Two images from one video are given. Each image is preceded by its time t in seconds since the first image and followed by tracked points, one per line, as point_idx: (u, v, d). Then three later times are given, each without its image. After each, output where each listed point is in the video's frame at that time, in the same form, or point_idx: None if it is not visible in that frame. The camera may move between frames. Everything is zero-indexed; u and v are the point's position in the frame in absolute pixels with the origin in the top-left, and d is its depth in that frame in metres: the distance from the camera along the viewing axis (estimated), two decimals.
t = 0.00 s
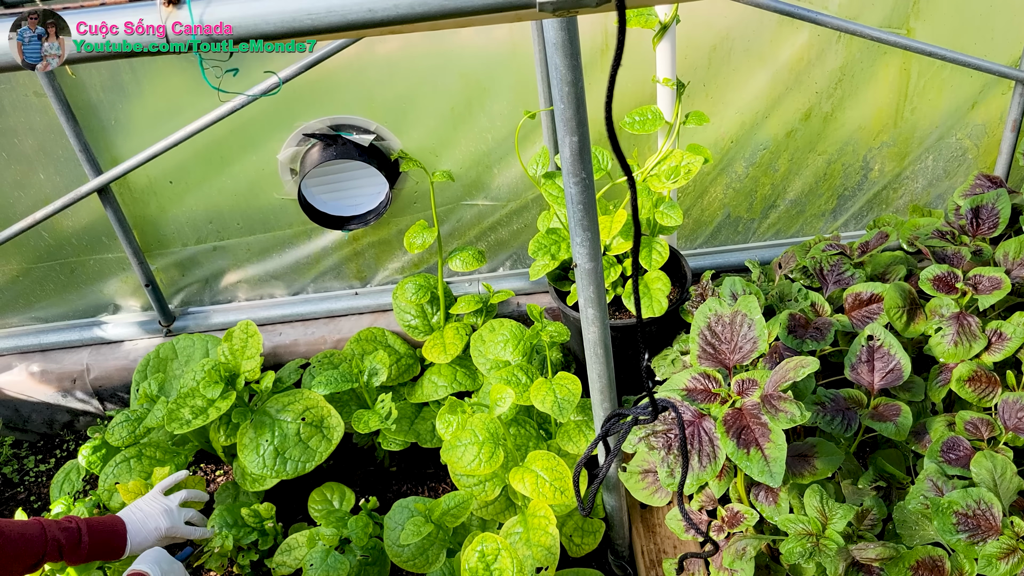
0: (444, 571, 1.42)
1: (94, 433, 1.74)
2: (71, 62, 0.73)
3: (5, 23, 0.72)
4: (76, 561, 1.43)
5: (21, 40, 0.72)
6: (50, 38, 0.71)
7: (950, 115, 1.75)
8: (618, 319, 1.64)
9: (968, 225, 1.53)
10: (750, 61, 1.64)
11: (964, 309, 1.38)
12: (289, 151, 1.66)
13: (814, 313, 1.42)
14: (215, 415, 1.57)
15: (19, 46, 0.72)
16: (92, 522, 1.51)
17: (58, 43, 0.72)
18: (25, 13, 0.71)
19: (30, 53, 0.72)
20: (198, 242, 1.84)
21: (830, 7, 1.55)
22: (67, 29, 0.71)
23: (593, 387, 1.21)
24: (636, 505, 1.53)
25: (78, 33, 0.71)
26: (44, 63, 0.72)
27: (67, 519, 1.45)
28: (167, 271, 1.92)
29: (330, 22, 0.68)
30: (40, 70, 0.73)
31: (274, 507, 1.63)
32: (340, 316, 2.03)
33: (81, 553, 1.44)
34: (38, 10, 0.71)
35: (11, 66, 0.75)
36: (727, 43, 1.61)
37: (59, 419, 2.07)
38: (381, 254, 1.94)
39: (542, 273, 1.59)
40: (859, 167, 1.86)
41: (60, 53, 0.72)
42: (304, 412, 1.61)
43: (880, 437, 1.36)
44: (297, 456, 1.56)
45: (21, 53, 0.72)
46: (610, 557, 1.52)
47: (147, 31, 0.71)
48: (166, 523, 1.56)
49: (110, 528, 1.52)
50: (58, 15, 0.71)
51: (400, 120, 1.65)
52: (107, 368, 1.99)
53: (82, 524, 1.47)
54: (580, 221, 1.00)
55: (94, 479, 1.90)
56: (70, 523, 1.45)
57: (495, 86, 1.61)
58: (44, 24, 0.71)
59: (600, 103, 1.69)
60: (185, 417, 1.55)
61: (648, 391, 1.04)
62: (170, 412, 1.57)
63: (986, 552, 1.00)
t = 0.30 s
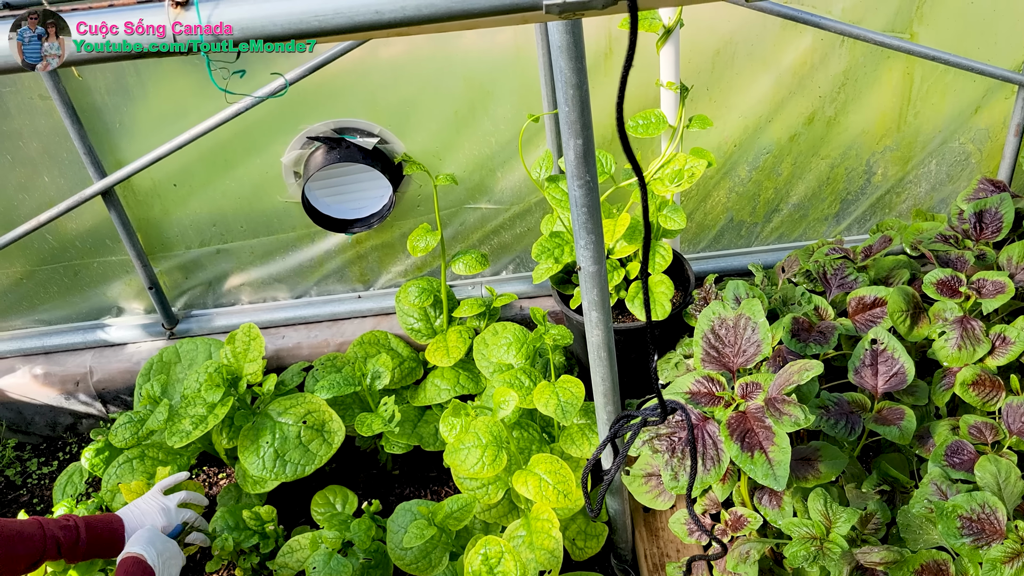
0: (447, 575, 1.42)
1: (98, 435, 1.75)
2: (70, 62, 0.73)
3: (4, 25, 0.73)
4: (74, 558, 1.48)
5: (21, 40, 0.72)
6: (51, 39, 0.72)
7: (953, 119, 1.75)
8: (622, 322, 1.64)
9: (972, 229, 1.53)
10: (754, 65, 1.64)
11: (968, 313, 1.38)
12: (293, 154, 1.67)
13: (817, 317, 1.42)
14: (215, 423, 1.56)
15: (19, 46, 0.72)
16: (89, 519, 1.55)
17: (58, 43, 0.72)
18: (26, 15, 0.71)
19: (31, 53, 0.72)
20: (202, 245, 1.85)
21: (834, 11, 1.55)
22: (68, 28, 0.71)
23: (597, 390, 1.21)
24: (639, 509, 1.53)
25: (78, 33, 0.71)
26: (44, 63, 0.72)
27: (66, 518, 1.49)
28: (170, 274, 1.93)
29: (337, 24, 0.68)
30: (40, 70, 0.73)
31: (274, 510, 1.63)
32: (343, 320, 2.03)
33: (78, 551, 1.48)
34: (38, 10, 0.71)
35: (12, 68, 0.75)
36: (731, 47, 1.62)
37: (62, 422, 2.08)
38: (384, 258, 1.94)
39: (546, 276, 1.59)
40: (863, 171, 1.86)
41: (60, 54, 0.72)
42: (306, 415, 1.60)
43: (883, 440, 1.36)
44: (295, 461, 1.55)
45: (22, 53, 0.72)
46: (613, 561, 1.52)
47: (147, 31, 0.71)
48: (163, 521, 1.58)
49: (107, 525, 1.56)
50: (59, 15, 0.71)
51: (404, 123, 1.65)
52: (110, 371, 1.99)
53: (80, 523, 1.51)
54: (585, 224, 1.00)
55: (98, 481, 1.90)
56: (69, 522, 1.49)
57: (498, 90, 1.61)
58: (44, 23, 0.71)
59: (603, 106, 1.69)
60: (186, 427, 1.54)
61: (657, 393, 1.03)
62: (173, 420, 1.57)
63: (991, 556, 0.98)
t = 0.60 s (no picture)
0: None
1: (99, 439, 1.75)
2: (70, 62, 0.72)
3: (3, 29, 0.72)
4: (75, 561, 1.47)
5: (21, 40, 0.71)
6: (51, 39, 0.71)
7: (957, 125, 1.75)
8: (624, 328, 1.64)
9: (975, 236, 1.53)
10: (757, 71, 1.64)
11: (972, 320, 1.37)
12: (296, 158, 1.67)
13: (820, 323, 1.42)
14: (218, 427, 1.57)
15: (19, 46, 0.71)
16: (93, 524, 1.54)
17: (58, 43, 0.71)
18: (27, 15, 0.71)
19: (31, 53, 0.72)
20: (205, 249, 1.85)
21: (837, 17, 1.56)
22: (68, 29, 0.71)
23: (599, 396, 1.21)
24: (641, 515, 1.53)
25: (79, 33, 0.71)
26: (44, 63, 0.72)
27: (67, 520, 1.49)
28: (173, 277, 1.93)
29: (341, 30, 0.68)
30: (40, 70, 0.73)
31: (277, 513, 1.63)
32: (345, 324, 2.04)
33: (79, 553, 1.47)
34: (38, 10, 0.70)
35: (11, 75, 0.74)
36: (734, 53, 1.62)
37: (64, 425, 2.09)
38: (387, 262, 1.95)
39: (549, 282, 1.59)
40: (866, 177, 1.86)
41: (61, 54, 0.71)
42: (308, 418, 1.61)
43: (886, 448, 1.36)
44: (300, 465, 1.55)
45: (21, 53, 0.72)
46: (615, 567, 1.51)
47: (148, 31, 0.70)
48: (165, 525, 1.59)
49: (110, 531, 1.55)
50: (59, 16, 0.71)
51: (407, 128, 1.66)
52: (112, 374, 1.99)
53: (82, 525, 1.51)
54: (587, 230, 1.00)
55: (100, 486, 1.90)
56: (70, 524, 1.49)
57: (501, 95, 1.62)
58: (44, 23, 0.71)
59: (607, 112, 1.69)
60: (187, 432, 1.54)
61: (660, 400, 1.02)
62: (174, 425, 1.57)
63: (994, 564, 0.98)
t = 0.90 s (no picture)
0: None
1: (98, 441, 1.76)
2: (69, 62, 0.72)
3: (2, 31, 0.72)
4: (75, 548, 1.45)
5: (21, 40, 0.71)
6: (51, 39, 0.71)
7: (956, 132, 1.75)
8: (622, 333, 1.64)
9: (974, 242, 1.53)
10: (757, 77, 1.65)
11: (969, 327, 1.38)
12: (297, 162, 1.68)
13: (818, 329, 1.42)
14: (213, 429, 1.56)
15: (18, 46, 0.71)
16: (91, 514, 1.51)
17: (58, 43, 0.71)
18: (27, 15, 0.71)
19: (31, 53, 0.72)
20: (205, 252, 1.86)
21: (836, 24, 1.56)
22: (68, 29, 0.71)
23: (597, 401, 1.21)
24: (638, 520, 1.53)
25: (79, 33, 0.71)
26: (44, 63, 0.72)
27: (60, 508, 1.46)
28: (173, 280, 1.94)
29: (339, 36, 0.69)
30: (40, 70, 0.73)
31: (279, 517, 1.63)
32: (345, 327, 2.04)
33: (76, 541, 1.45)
34: (38, 10, 0.70)
35: (13, 78, 0.74)
36: (734, 59, 1.62)
37: (63, 427, 2.09)
38: (386, 266, 1.95)
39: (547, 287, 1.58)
40: (865, 184, 1.86)
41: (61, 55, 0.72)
42: (306, 421, 1.61)
43: (884, 455, 1.36)
44: (298, 467, 1.55)
45: (21, 53, 0.72)
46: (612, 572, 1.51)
47: (147, 31, 0.70)
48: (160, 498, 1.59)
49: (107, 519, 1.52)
50: (59, 16, 0.71)
51: (407, 133, 1.67)
52: (112, 376, 2.00)
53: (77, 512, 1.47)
54: (585, 235, 1.01)
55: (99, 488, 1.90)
56: (64, 513, 1.45)
57: (501, 100, 1.62)
58: (44, 23, 0.71)
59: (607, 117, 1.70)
60: (183, 432, 1.53)
61: (652, 405, 1.03)
62: (172, 425, 1.56)
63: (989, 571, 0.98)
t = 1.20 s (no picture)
0: None
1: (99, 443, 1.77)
2: (69, 62, 0.72)
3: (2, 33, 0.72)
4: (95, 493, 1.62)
5: (21, 40, 0.71)
6: (51, 39, 0.71)
7: (956, 139, 1.75)
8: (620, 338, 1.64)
9: (974, 249, 1.53)
10: (757, 83, 1.65)
11: (969, 334, 1.37)
12: (297, 166, 1.68)
13: (818, 335, 1.41)
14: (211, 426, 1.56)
15: (18, 46, 0.71)
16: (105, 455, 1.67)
17: (58, 43, 0.71)
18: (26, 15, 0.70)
19: (31, 53, 0.71)
20: (204, 255, 1.86)
21: (837, 30, 1.56)
22: (67, 29, 0.71)
23: (595, 406, 1.22)
24: (637, 525, 1.53)
25: (79, 33, 0.71)
26: (44, 63, 0.72)
27: (78, 459, 1.61)
28: (173, 283, 1.94)
29: (337, 40, 0.69)
30: (40, 70, 0.72)
31: (278, 521, 1.63)
32: (344, 331, 2.04)
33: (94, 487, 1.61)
34: (39, 10, 0.70)
35: (12, 81, 0.74)
36: (734, 65, 1.63)
37: (62, 429, 2.09)
38: (386, 270, 1.95)
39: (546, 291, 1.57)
40: (865, 190, 1.86)
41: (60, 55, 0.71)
42: (302, 422, 1.61)
43: (883, 461, 1.35)
44: (292, 468, 1.55)
45: (21, 53, 0.71)
46: None
47: (147, 31, 0.71)
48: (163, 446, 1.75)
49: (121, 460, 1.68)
50: (59, 15, 0.71)
51: (407, 137, 1.67)
52: (111, 379, 2.00)
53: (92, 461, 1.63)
54: (584, 240, 1.01)
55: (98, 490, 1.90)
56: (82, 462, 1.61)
57: (502, 104, 1.62)
58: (45, 23, 0.70)
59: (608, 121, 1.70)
60: (180, 429, 1.53)
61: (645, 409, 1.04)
62: (169, 421, 1.56)
63: None
